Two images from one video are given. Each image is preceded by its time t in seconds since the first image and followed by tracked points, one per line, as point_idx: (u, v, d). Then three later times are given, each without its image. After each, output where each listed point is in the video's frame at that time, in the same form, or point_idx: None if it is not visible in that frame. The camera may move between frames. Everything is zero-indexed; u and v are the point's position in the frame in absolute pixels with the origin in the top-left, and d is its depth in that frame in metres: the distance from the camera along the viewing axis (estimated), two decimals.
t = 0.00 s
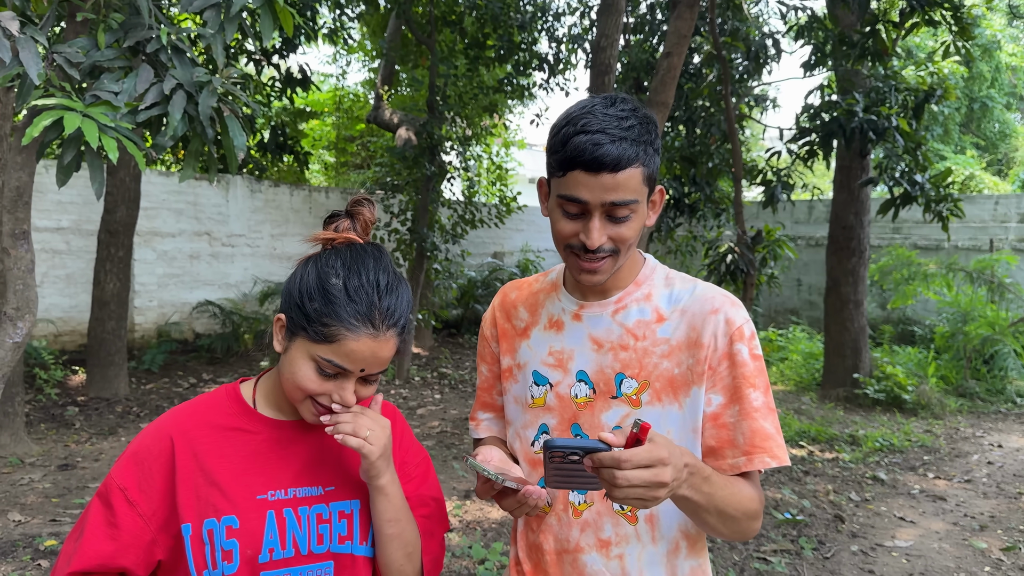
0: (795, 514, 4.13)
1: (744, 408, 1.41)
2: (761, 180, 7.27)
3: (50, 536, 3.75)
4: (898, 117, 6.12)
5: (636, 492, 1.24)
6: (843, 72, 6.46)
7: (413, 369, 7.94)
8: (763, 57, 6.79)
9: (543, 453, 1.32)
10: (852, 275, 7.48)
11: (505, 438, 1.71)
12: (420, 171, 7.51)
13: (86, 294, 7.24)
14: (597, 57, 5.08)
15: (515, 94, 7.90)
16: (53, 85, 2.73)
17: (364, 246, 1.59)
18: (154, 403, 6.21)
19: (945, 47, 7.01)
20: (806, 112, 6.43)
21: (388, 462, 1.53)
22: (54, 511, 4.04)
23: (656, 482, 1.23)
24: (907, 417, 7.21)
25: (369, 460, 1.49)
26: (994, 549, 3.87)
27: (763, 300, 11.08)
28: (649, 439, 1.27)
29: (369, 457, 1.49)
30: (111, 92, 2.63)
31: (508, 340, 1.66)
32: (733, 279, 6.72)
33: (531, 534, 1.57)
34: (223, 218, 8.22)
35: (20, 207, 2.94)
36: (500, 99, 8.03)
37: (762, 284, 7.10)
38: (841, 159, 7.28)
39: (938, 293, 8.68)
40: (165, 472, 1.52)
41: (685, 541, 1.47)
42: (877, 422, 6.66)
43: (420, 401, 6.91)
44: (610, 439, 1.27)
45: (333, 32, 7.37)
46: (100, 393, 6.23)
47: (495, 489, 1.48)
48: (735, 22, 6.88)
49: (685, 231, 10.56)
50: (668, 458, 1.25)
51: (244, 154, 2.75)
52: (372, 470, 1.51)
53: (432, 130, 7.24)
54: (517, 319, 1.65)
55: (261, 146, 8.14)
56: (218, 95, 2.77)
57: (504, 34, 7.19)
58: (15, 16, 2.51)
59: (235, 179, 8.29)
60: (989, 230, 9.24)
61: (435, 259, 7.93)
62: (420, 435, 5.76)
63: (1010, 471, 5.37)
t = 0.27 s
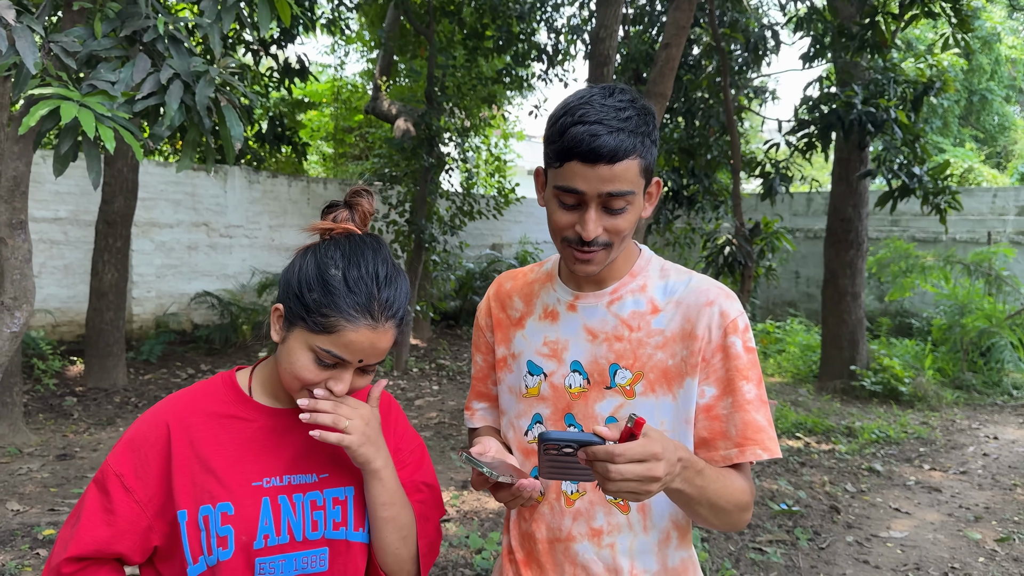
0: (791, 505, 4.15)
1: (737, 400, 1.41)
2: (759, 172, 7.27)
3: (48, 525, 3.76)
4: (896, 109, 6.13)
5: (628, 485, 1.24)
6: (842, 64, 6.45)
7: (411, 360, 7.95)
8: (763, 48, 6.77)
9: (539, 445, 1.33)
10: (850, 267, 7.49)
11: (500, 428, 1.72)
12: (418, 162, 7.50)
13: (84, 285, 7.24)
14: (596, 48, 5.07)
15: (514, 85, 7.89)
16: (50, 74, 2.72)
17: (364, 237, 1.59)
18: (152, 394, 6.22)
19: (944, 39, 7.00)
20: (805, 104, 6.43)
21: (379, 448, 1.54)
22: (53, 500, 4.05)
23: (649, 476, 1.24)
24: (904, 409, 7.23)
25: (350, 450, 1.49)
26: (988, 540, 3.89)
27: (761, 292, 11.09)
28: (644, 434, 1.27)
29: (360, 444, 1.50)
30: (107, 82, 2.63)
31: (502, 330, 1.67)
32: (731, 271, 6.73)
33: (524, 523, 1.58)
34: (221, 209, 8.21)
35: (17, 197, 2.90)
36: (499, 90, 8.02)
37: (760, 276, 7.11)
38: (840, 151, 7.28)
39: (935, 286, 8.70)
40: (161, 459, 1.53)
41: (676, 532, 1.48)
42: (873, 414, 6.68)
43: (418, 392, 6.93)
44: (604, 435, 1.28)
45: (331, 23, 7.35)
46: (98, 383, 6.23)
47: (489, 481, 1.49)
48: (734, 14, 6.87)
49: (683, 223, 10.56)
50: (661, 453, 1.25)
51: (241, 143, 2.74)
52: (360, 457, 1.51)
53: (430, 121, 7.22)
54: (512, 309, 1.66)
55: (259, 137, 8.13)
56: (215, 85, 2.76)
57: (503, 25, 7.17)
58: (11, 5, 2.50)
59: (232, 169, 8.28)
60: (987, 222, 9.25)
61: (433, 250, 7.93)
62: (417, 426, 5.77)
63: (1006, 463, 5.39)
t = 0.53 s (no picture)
0: (789, 497, 4.15)
1: (733, 394, 1.40)
2: (761, 164, 7.24)
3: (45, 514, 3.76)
4: (899, 101, 6.10)
5: (624, 477, 1.23)
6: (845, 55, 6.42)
7: (410, 351, 7.95)
8: (765, 39, 6.74)
9: (532, 434, 1.30)
10: (851, 260, 7.47)
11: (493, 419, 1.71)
12: (418, 153, 7.48)
13: (84, 275, 7.23)
14: (597, 39, 5.04)
15: (515, 75, 7.86)
16: (44, 62, 2.70)
17: (347, 224, 1.58)
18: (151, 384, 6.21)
19: (948, 31, 6.96)
20: (806, 96, 6.41)
21: (360, 436, 1.51)
22: (50, 490, 4.05)
23: (645, 469, 1.23)
24: (903, 402, 7.22)
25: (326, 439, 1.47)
26: (986, 533, 3.88)
27: (762, 285, 11.07)
28: (642, 426, 1.26)
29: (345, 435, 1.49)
30: (102, 69, 2.61)
31: (496, 321, 1.65)
32: (731, 264, 6.71)
33: (516, 516, 1.57)
34: (221, 199, 8.19)
35: (12, 184, 2.91)
36: (500, 80, 7.99)
37: (761, 268, 7.08)
38: (841, 143, 7.25)
39: (936, 279, 8.68)
40: (147, 447, 1.52)
41: (669, 526, 1.47)
42: (872, 407, 6.67)
43: (417, 383, 6.93)
44: (600, 424, 1.25)
45: (331, 13, 7.32)
46: (97, 373, 6.23)
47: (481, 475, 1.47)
48: (736, 5, 6.83)
49: (684, 215, 10.53)
50: (658, 446, 1.24)
51: (237, 132, 2.71)
52: (338, 446, 1.49)
53: (430, 112, 7.15)
54: (506, 299, 1.64)
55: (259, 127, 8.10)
56: (211, 72, 2.74)
57: (503, 15, 7.13)
58: None
59: (232, 159, 8.25)
60: (989, 215, 9.23)
61: (433, 241, 7.91)
62: (416, 417, 5.77)
63: (1005, 456, 5.38)
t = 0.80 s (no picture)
0: (791, 492, 4.13)
1: (736, 391, 1.38)
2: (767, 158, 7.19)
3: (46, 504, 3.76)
4: (906, 94, 6.06)
5: (626, 479, 1.21)
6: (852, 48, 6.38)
7: (414, 344, 7.94)
8: (772, 32, 6.68)
9: (533, 434, 1.27)
10: (857, 254, 7.43)
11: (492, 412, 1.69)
12: (422, 145, 7.46)
13: (88, 266, 7.24)
14: (603, 30, 5.00)
15: (520, 67, 7.83)
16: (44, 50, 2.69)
17: (337, 212, 1.56)
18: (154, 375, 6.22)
19: (956, 23, 6.90)
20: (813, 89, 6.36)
21: (355, 425, 1.50)
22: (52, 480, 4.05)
23: (647, 470, 1.21)
24: (908, 397, 7.18)
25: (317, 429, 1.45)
26: (990, 530, 3.86)
27: (767, 279, 11.03)
28: (645, 427, 1.23)
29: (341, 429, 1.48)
30: (101, 59, 2.59)
31: (495, 312, 1.63)
32: (736, 258, 6.68)
33: (512, 511, 1.55)
34: (225, 191, 8.18)
35: (12, 174, 3.04)
36: (505, 73, 7.96)
37: (766, 263, 7.05)
38: (848, 137, 7.21)
39: (943, 274, 8.63)
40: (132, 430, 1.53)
41: (667, 523, 1.45)
42: (877, 402, 6.64)
43: (420, 375, 6.92)
44: (604, 426, 1.22)
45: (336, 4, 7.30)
46: (101, 364, 6.23)
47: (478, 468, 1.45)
48: None
49: (689, 209, 10.50)
50: (662, 448, 1.22)
51: (236, 122, 2.69)
52: (333, 435, 1.47)
53: (434, 103, 7.14)
54: (505, 291, 1.62)
55: (263, 118, 8.09)
56: (210, 62, 2.72)
57: (508, 6, 7.11)
58: None
59: (236, 150, 8.24)
60: (997, 210, 9.17)
61: (437, 234, 7.90)
62: (419, 410, 5.76)
63: (1010, 452, 5.35)
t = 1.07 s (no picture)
0: (797, 489, 4.11)
1: (733, 387, 1.36)
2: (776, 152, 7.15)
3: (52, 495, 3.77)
4: (917, 88, 6.00)
5: (612, 474, 1.20)
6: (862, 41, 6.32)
7: (420, 339, 7.94)
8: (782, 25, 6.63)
9: (521, 426, 1.28)
10: (866, 250, 7.38)
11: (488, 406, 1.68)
12: (429, 139, 7.46)
13: (96, 259, 7.27)
14: (611, 24, 4.97)
15: (528, 61, 7.80)
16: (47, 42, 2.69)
17: (330, 203, 1.55)
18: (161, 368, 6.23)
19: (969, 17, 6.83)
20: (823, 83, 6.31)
21: (350, 420, 1.50)
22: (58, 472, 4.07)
23: (637, 464, 1.20)
24: (917, 394, 7.13)
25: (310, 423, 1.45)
26: (998, 528, 3.83)
27: (776, 275, 10.98)
28: (633, 421, 1.23)
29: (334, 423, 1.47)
30: (104, 51, 2.58)
31: (493, 305, 1.62)
32: (744, 253, 6.64)
33: (508, 506, 1.54)
34: (233, 184, 8.20)
35: (15, 167, 3.07)
36: (513, 67, 7.94)
37: (774, 258, 7.01)
38: (858, 131, 7.15)
39: (954, 270, 8.56)
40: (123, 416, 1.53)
41: (663, 521, 1.43)
42: (886, 399, 6.60)
43: (426, 369, 6.92)
44: (591, 419, 1.22)
45: None
46: (109, 356, 6.26)
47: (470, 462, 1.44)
48: None
49: (698, 204, 10.45)
50: (650, 443, 1.21)
51: (239, 115, 2.69)
52: (328, 429, 1.47)
53: (442, 97, 7.14)
54: (503, 283, 1.61)
55: (272, 112, 8.10)
56: (213, 54, 2.72)
57: None
58: None
59: (244, 144, 8.25)
60: (1009, 206, 9.09)
61: (444, 228, 7.89)
62: (424, 404, 5.76)
63: (1020, 450, 5.30)
